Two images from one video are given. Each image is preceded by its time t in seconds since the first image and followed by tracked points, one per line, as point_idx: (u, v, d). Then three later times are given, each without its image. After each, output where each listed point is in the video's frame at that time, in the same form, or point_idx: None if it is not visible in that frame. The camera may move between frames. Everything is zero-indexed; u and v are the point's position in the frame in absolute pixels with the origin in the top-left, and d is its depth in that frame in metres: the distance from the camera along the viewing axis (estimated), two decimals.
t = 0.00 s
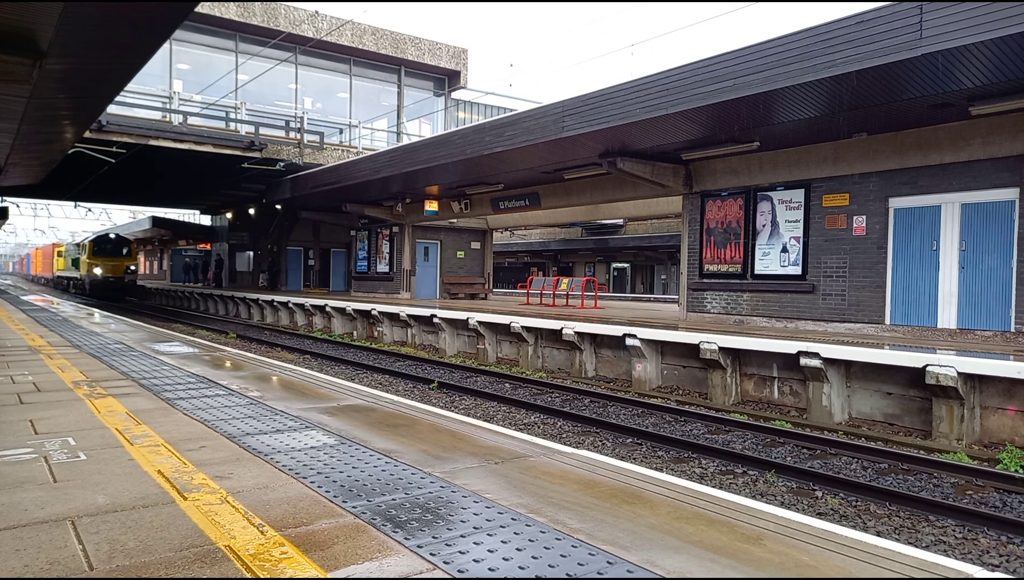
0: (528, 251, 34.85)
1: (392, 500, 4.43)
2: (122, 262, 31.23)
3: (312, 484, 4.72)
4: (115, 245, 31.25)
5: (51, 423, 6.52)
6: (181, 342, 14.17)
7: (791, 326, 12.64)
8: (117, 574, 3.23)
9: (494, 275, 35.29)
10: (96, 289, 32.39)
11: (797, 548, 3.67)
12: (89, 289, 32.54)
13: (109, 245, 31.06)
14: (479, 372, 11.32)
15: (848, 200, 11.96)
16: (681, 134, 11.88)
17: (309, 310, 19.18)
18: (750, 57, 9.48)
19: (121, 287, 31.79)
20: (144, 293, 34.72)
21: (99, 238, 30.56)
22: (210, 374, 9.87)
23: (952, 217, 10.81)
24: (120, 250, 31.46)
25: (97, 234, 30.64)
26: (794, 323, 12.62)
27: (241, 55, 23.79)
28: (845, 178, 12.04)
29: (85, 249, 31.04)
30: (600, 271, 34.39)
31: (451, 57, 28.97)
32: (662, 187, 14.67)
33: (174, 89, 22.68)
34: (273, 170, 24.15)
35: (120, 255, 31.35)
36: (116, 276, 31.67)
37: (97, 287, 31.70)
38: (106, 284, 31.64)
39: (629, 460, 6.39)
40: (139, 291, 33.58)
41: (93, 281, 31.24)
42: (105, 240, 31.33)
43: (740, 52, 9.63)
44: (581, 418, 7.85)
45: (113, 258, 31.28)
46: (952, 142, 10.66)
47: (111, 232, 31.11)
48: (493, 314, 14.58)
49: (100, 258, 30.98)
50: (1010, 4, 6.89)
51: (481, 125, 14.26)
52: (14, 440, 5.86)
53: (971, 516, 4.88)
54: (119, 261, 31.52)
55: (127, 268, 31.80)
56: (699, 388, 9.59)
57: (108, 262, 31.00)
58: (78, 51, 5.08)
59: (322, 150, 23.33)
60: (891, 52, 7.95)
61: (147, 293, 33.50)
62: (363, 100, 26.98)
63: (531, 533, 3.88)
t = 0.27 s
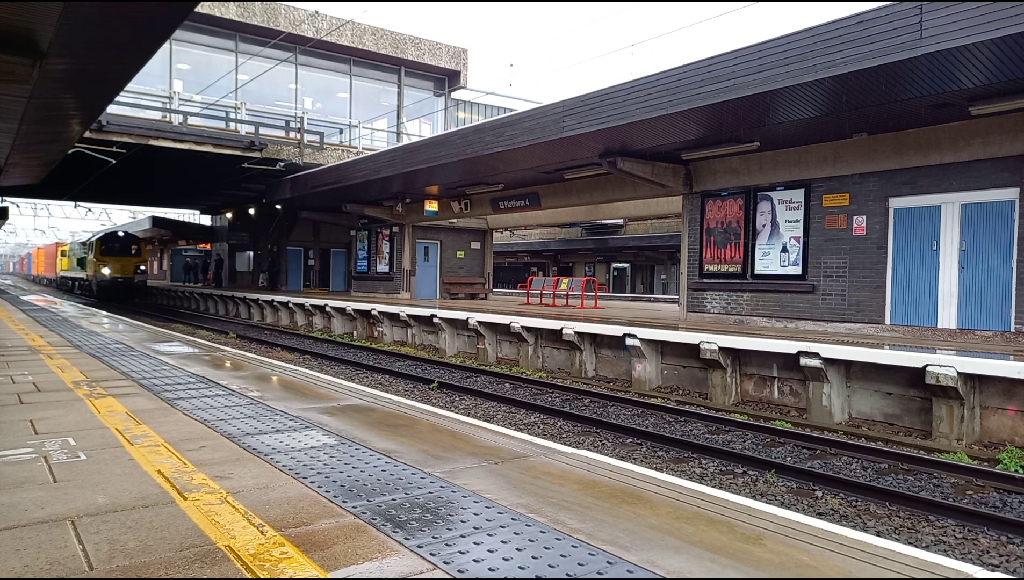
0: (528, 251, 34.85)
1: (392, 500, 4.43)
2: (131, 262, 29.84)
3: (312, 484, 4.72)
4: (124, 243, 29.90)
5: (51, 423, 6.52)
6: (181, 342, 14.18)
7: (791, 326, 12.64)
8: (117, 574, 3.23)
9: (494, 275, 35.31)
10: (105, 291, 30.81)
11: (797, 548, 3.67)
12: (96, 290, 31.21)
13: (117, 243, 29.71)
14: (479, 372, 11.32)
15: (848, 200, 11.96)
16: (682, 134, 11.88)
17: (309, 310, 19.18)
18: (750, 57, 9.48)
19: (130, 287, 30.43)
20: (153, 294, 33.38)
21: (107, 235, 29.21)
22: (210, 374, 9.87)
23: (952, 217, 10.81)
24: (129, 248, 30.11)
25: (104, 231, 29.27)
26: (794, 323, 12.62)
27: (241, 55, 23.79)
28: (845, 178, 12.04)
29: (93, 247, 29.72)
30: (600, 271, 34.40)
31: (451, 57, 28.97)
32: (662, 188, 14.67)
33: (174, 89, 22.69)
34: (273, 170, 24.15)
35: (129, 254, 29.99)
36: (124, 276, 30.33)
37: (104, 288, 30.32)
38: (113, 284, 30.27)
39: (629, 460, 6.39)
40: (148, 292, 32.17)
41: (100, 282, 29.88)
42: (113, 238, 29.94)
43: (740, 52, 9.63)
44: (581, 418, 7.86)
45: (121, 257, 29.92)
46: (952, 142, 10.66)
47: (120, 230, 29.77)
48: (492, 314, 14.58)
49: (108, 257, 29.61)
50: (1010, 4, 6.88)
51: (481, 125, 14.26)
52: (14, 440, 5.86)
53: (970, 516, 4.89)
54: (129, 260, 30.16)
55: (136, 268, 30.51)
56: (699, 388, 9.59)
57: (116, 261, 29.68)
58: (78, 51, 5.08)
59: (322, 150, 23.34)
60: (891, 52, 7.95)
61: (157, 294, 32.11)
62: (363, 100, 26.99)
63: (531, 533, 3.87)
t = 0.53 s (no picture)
0: (528, 251, 34.85)
1: (392, 500, 4.43)
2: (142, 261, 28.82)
3: (312, 484, 4.72)
4: (135, 242, 28.90)
5: (51, 422, 6.52)
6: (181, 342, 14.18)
7: (791, 326, 12.64)
8: (117, 574, 3.23)
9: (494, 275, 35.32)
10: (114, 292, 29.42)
11: (797, 548, 3.67)
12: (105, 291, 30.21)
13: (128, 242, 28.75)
14: (479, 372, 11.31)
15: (848, 200, 11.96)
16: (682, 134, 11.88)
17: (309, 310, 19.17)
18: (750, 57, 9.48)
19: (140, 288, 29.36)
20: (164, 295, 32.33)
21: (118, 234, 28.31)
22: (210, 373, 9.87)
23: (952, 217, 10.81)
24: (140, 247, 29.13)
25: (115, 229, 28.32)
26: (794, 323, 12.62)
27: (241, 55, 23.79)
28: (845, 178, 12.04)
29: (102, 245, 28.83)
30: (600, 271, 34.40)
31: (451, 57, 28.97)
32: (662, 188, 14.67)
33: (174, 89, 22.69)
34: (273, 170, 24.15)
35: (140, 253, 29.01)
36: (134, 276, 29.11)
37: (113, 288, 29.27)
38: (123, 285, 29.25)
39: (629, 460, 6.39)
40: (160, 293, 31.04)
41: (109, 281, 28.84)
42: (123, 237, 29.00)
43: (740, 52, 9.64)
44: (581, 418, 7.85)
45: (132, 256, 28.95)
46: (952, 142, 10.66)
47: (132, 228, 28.84)
48: (492, 314, 14.58)
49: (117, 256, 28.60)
50: (1010, 4, 6.88)
51: (481, 125, 14.26)
52: (14, 440, 5.86)
53: (970, 516, 4.89)
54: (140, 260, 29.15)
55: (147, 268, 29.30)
56: (699, 388, 9.59)
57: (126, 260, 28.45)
58: (78, 51, 5.08)
59: (322, 150, 23.33)
60: (891, 52, 7.95)
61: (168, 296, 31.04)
62: (363, 100, 26.98)
63: (531, 533, 3.87)
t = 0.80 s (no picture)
0: (528, 250, 34.85)
1: (391, 500, 4.43)
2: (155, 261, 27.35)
3: (312, 484, 4.72)
4: (147, 239, 27.44)
5: (51, 423, 6.52)
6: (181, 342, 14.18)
7: (791, 326, 12.64)
8: (117, 574, 3.23)
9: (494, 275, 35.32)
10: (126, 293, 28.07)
11: (797, 548, 3.67)
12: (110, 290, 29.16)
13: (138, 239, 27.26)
14: (478, 372, 11.31)
15: (848, 200, 11.96)
16: (682, 134, 11.88)
17: (309, 310, 19.17)
18: (751, 57, 9.47)
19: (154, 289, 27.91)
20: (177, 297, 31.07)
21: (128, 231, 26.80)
22: (210, 373, 9.87)
23: (952, 217, 10.81)
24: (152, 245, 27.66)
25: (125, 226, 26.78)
26: (794, 323, 12.62)
27: (241, 55, 23.80)
28: (845, 178, 12.04)
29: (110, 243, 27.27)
30: (600, 271, 34.40)
31: (451, 57, 28.98)
32: (662, 188, 14.66)
33: (174, 89, 22.70)
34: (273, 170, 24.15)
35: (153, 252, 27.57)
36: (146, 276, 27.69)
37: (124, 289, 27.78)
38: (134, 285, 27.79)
39: (629, 460, 6.39)
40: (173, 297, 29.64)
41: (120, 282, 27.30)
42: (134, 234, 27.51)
43: (740, 52, 9.63)
44: (582, 418, 7.85)
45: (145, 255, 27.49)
46: (952, 142, 10.66)
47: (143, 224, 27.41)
48: (492, 314, 14.58)
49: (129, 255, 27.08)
50: (1010, 4, 6.88)
51: (481, 125, 14.25)
52: (14, 440, 5.86)
53: (970, 516, 4.89)
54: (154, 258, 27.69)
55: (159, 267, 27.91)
56: (700, 388, 9.59)
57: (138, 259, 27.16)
58: (79, 51, 5.09)
59: (322, 150, 23.33)
60: (891, 52, 7.95)
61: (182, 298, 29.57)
62: (363, 100, 26.98)
63: (531, 533, 3.87)
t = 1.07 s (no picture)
0: (528, 250, 34.86)
1: (391, 500, 4.43)
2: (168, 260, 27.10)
3: (312, 484, 4.72)
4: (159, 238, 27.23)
5: (51, 423, 6.52)
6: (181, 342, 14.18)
7: (791, 326, 12.64)
8: (117, 574, 3.23)
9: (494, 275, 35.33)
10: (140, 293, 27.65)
11: (797, 548, 3.67)
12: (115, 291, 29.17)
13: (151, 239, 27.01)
14: (479, 372, 11.31)
15: (848, 200, 11.96)
16: (682, 134, 11.88)
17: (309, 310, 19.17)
18: (750, 57, 9.48)
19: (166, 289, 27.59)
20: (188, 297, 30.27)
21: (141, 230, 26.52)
22: (210, 374, 9.87)
23: (952, 217, 10.81)
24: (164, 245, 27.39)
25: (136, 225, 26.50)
26: (794, 323, 12.62)
27: (241, 55, 23.80)
28: (845, 178, 12.04)
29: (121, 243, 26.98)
30: (600, 271, 34.40)
31: (451, 57, 28.98)
32: (662, 188, 14.66)
33: (174, 89, 22.70)
34: (273, 170, 24.15)
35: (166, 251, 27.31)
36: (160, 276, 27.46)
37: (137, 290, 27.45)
38: (147, 286, 27.45)
39: (629, 460, 6.39)
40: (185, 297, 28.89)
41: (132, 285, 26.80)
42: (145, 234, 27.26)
43: (740, 52, 9.63)
44: (581, 418, 7.85)
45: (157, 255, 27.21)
46: (953, 142, 10.66)
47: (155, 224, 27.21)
48: (492, 314, 14.58)
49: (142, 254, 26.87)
50: (1010, 4, 6.89)
51: (481, 125, 14.26)
52: (14, 440, 5.86)
53: (970, 517, 4.88)
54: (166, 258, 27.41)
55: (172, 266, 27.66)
56: (700, 388, 9.58)
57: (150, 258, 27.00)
58: (80, 52, 5.09)
59: (322, 150, 23.32)
60: (890, 53, 7.95)
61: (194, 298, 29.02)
62: (363, 100, 26.98)
63: (531, 533, 3.87)
